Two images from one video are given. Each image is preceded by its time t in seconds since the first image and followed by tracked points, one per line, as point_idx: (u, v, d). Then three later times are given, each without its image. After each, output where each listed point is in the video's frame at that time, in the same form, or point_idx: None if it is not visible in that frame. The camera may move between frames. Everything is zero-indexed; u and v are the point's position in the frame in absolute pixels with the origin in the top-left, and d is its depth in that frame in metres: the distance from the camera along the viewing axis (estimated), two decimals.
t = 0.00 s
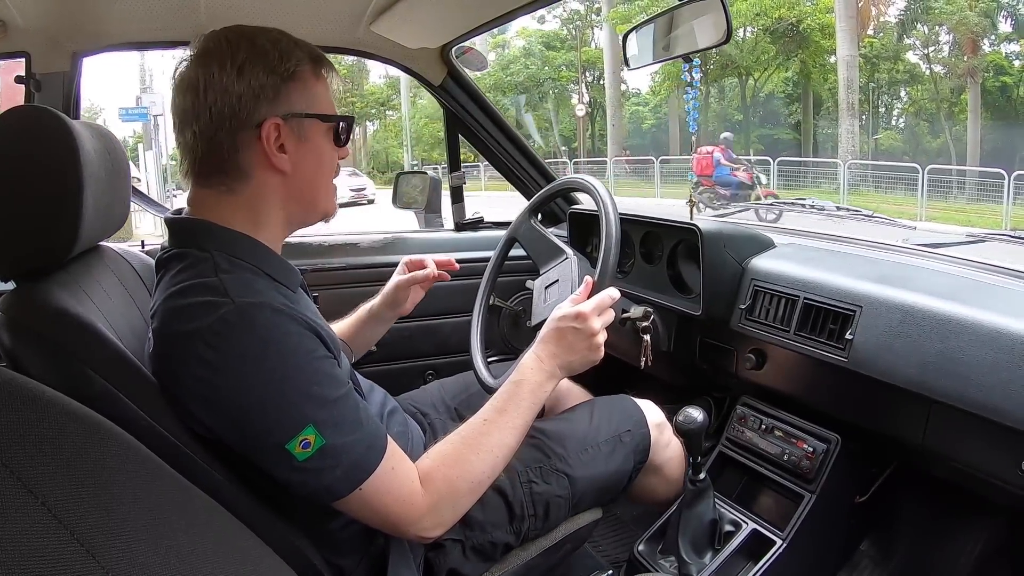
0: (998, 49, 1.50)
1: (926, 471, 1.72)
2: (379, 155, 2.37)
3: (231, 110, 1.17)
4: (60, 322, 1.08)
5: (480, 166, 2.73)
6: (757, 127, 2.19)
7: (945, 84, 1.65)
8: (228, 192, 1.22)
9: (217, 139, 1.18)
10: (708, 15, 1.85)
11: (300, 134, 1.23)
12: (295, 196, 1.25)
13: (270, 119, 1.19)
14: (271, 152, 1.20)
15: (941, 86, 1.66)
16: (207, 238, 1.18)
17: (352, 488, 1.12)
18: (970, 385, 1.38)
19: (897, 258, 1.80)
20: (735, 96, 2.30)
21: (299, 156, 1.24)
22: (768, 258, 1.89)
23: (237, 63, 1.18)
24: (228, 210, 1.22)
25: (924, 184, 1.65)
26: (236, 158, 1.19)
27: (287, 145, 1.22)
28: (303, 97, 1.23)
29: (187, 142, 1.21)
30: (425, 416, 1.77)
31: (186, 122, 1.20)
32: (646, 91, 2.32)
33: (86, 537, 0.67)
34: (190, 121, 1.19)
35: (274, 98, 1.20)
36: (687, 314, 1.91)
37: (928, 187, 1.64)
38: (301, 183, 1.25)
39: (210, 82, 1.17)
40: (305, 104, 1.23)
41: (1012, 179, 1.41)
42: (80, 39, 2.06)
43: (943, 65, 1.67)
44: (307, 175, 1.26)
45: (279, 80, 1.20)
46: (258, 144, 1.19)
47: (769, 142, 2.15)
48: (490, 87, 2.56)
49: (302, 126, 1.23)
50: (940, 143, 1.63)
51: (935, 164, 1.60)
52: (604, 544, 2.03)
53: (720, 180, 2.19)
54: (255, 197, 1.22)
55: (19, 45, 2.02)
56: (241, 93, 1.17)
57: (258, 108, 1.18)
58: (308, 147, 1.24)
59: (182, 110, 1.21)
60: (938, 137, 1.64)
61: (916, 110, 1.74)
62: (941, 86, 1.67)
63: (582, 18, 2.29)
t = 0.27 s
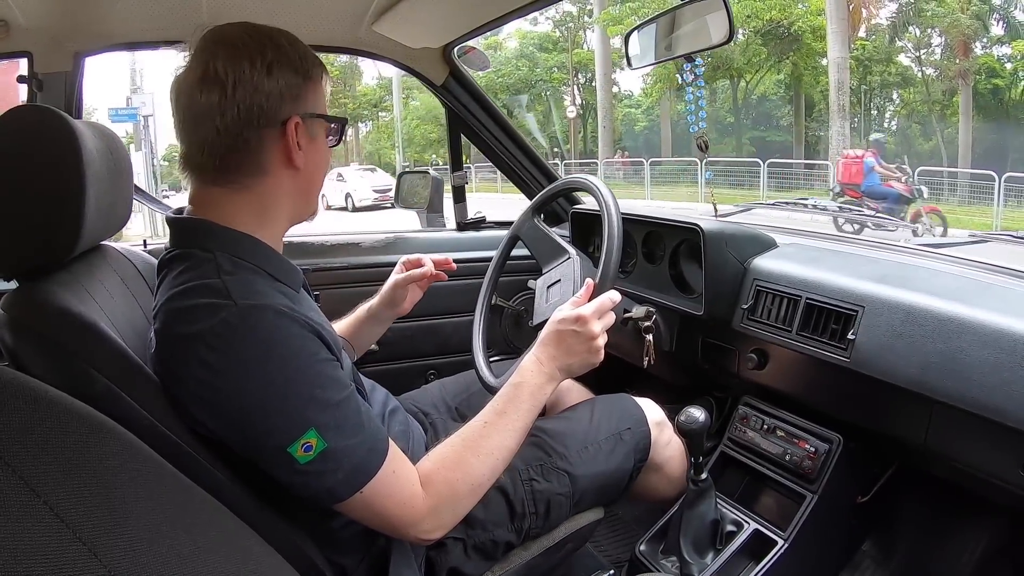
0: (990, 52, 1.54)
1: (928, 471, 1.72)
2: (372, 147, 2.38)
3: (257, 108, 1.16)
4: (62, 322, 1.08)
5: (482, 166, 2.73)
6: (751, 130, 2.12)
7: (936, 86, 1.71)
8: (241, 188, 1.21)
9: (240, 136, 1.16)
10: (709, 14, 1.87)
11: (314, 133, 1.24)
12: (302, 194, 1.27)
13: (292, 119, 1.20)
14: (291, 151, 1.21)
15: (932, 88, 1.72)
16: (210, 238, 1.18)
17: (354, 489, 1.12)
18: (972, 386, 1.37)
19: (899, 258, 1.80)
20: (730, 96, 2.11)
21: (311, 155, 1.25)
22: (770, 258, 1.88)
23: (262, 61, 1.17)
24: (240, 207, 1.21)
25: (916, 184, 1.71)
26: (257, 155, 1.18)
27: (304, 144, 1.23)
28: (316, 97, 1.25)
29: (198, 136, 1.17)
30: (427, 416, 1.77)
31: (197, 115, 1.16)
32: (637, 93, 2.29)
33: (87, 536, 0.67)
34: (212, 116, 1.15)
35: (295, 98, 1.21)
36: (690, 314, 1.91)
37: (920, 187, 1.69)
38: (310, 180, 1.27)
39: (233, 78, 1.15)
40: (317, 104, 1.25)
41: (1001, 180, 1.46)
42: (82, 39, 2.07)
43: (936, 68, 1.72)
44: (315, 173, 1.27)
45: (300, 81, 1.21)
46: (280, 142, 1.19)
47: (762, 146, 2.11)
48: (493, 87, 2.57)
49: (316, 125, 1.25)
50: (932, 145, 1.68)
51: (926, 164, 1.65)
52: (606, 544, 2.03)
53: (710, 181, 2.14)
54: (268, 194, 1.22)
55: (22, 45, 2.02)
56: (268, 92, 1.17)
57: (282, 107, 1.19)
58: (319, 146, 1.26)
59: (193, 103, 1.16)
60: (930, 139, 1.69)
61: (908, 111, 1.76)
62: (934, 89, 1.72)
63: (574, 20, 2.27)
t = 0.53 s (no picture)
0: (984, 54, 1.58)
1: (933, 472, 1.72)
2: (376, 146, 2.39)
3: (294, 113, 1.17)
4: (68, 320, 1.09)
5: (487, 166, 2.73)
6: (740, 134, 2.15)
7: (932, 88, 1.71)
8: (261, 187, 1.21)
9: (274, 137, 1.16)
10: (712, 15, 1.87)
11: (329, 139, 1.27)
12: (311, 195, 1.28)
13: (319, 125, 1.22)
14: (314, 156, 1.23)
15: (926, 90, 1.73)
16: (218, 235, 1.18)
17: (358, 489, 1.12)
18: (977, 386, 1.37)
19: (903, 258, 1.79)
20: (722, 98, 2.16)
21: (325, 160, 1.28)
22: (775, 258, 1.88)
23: (302, 68, 1.18)
24: (256, 205, 1.21)
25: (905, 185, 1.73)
26: (285, 157, 1.19)
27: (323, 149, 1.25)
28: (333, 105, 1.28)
29: (232, 132, 1.14)
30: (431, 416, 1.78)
31: (229, 110, 1.14)
32: (631, 95, 2.38)
33: (92, 534, 0.67)
34: (249, 114, 1.13)
35: (323, 106, 1.23)
36: (695, 313, 1.92)
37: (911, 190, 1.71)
38: (319, 183, 1.29)
39: (275, 80, 1.15)
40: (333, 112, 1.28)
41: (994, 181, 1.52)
42: (87, 39, 2.08)
43: (929, 69, 1.73)
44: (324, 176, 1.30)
45: (328, 89, 1.24)
46: (307, 147, 1.21)
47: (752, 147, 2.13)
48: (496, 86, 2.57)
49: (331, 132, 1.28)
50: (925, 149, 1.69)
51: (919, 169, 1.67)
52: (610, 544, 2.02)
53: (699, 181, 2.16)
54: (285, 195, 1.23)
55: (27, 45, 2.03)
56: (305, 99, 1.19)
57: (313, 114, 1.21)
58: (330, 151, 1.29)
59: (227, 97, 1.14)
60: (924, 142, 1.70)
61: (901, 114, 1.77)
62: (926, 90, 1.74)
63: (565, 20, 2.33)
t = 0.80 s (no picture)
0: (976, 57, 1.62)
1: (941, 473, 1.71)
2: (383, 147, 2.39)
3: (320, 120, 1.19)
4: (76, 321, 1.09)
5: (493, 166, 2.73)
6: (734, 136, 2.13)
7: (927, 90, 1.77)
8: (279, 188, 1.21)
9: (299, 142, 1.17)
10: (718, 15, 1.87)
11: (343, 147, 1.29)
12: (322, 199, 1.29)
13: (338, 133, 1.24)
14: (331, 162, 1.25)
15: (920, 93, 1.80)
16: (230, 233, 1.19)
17: (364, 489, 1.12)
18: (985, 387, 1.36)
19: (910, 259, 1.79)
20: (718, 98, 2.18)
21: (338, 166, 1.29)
22: (782, 258, 1.88)
23: (329, 76, 1.20)
24: (272, 206, 1.21)
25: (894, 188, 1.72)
26: (305, 161, 1.20)
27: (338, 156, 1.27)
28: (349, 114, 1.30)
29: (259, 132, 1.14)
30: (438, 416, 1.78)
31: (257, 110, 1.13)
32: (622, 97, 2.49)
33: (99, 533, 0.67)
34: (278, 116, 1.14)
35: (343, 115, 1.25)
36: (701, 314, 1.92)
37: (900, 191, 1.70)
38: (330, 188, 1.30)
39: (305, 86, 1.16)
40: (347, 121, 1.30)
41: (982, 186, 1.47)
42: (95, 40, 2.09)
43: (926, 71, 1.82)
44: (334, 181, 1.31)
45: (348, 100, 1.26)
46: (327, 154, 1.23)
47: (741, 148, 2.10)
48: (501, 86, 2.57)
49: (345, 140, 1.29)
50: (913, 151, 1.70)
51: (906, 170, 1.66)
52: (616, 545, 2.02)
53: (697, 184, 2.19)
54: (301, 198, 1.24)
55: (36, 47, 2.04)
56: (330, 108, 1.20)
57: (335, 122, 1.22)
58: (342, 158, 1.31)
59: (255, 98, 1.13)
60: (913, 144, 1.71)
61: (893, 117, 1.81)
62: (920, 92, 1.80)
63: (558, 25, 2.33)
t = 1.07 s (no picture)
0: (973, 56, 1.75)
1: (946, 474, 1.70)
2: (385, 145, 2.41)
3: (326, 121, 1.19)
4: (80, 322, 1.10)
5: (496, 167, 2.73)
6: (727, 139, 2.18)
7: (916, 89, 2.01)
8: (284, 190, 1.21)
9: (304, 143, 1.17)
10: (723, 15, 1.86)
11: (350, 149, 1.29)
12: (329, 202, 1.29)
13: (344, 135, 1.24)
14: (338, 164, 1.25)
15: (907, 93, 2.04)
16: (237, 234, 1.19)
17: (367, 490, 1.12)
18: (989, 388, 1.36)
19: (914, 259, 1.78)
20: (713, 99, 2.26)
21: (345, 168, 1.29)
22: (787, 258, 1.87)
23: (335, 78, 1.20)
24: (278, 208, 1.21)
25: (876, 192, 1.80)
26: (311, 163, 1.20)
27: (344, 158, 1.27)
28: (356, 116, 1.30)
29: (263, 134, 1.14)
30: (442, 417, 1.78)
31: (262, 112, 1.14)
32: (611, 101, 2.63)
33: (103, 534, 0.67)
34: (282, 118, 1.14)
35: (349, 117, 1.25)
36: (705, 314, 1.92)
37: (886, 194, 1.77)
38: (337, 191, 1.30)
39: (310, 87, 1.16)
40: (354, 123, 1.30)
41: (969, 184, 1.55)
42: (101, 42, 2.09)
43: (913, 74, 2.08)
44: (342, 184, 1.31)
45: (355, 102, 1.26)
46: (333, 155, 1.23)
47: (729, 150, 2.18)
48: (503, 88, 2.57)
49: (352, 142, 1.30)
50: (901, 155, 1.81)
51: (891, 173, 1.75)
52: (620, 546, 2.02)
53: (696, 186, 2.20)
54: (307, 200, 1.24)
55: (41, 49, 2.05)
56: (336, 109, 1.20)
57: (341, 124, 1.22)
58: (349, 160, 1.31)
59: (260, 100, 1.14)
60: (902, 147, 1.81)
61: (885, 116, 1.98)
62: (909, 92, 2.03)
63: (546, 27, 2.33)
